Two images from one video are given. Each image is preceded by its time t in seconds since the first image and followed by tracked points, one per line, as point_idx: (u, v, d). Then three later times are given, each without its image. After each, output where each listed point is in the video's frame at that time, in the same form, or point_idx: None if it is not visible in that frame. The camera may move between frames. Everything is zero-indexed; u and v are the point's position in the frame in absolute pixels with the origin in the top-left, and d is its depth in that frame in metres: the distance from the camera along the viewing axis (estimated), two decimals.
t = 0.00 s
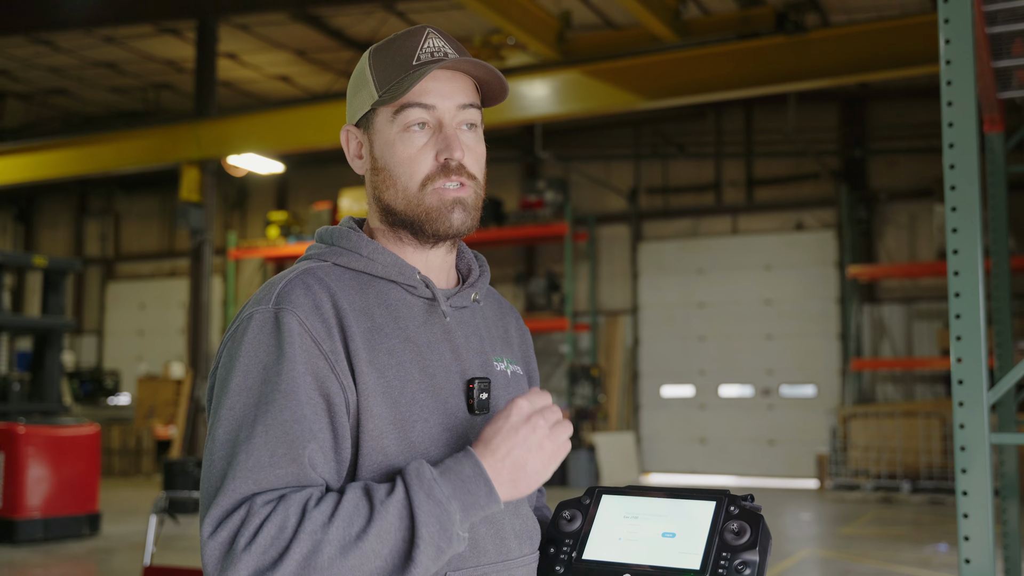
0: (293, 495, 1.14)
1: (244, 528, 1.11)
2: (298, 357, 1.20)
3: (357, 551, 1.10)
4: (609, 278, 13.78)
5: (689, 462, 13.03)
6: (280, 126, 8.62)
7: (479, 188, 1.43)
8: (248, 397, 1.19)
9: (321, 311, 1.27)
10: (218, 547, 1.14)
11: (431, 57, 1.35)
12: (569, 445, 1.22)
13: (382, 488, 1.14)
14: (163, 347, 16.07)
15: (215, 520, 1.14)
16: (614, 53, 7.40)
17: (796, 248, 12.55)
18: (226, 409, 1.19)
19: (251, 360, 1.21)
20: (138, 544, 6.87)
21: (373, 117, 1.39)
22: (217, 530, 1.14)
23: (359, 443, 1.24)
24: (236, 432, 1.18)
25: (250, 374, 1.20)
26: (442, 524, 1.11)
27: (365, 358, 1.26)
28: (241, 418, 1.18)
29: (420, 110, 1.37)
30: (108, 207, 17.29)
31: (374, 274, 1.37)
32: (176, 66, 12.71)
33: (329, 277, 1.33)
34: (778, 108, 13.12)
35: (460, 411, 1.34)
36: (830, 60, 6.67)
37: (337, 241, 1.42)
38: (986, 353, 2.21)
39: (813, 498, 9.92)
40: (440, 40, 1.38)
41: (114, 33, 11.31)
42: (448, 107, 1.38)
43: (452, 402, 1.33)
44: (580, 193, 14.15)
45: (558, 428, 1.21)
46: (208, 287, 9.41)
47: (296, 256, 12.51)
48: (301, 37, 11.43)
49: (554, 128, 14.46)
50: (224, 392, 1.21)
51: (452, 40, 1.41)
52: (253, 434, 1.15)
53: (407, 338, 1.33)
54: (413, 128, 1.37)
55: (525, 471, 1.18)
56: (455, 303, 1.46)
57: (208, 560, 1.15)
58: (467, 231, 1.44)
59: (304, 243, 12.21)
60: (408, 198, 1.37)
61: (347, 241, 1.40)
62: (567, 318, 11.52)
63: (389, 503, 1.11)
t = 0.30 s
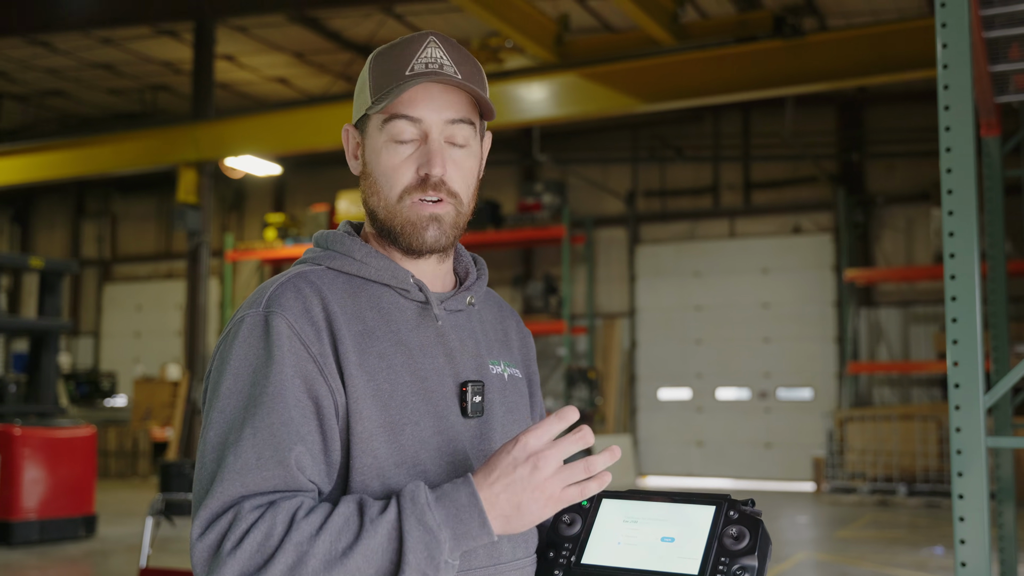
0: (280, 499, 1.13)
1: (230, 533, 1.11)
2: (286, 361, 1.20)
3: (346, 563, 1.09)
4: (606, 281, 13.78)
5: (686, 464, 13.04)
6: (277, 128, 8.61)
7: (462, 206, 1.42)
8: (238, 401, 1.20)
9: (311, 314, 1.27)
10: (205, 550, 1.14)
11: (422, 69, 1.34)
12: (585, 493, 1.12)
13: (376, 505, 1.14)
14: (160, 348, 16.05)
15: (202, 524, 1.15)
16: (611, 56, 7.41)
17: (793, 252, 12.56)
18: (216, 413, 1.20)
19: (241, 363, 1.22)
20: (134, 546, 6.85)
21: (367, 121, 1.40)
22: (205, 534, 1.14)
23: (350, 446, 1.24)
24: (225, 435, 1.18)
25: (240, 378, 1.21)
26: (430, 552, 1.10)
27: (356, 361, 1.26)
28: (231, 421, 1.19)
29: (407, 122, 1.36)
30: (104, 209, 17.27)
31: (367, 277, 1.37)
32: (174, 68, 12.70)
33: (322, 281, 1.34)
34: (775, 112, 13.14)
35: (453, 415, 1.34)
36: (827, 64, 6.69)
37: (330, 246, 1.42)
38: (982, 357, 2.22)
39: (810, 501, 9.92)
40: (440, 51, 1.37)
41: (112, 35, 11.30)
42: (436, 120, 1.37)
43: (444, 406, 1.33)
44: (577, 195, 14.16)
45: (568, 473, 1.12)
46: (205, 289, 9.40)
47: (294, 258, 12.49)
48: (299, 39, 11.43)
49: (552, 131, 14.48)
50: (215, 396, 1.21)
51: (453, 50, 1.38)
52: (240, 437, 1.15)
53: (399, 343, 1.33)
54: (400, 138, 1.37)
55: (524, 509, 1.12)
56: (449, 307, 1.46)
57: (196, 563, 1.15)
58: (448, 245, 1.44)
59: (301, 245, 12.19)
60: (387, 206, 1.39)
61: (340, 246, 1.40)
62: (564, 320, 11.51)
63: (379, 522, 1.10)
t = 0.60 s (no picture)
0: (268, 514, 1.13)
1: (216, 548, 1.11)
2: (274, 369, 1.20)
3: None
4: (603, 285, 13.79)
5: (683, 468, 13.04)
6: (273, 130, 8.60)
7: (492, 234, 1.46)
8: (226, 410, 1.21)
9: (301, 323, 1.28)
10: (194, 560, 1.14)
11: (483, 104, 1.37)
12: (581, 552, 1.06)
13: (366, 538, 1.11)
14: (156, 352, 16.03)
15: (191, 536, 1.15)
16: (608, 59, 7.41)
17: (789, 255, 12.58)
18: (206, 423, 1.21)
19: (231, 372, 1.23)
20: (129, 550, 6.83)
21: (411, 146, 1.37)
22: (193, 545, 1.15)
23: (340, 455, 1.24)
24: (214, 444, 1.19)
25: (230, 387, 1.22)
26: None
27: (346, 367, 1.27)
28: (220, 431, 1.20)
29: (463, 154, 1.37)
30: (100, 211, 17.24)
31: (359, 283, 1.38)
32: (171, 71, 12.69)
33: (313, 288, 1.34)
34: (771, 115, 13.16)
35: (446, 419, 1.34)
36: (823, 67, 6.70)
37: (323, 251, 1.42)
38: (978, 361, 2.22)
39: (806, 504, 9.92)
40: (490, 83, 1.40)
41: (108, 37, 11.30)
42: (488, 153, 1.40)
43: (437, 412, 1.33)
44: (574, 198, 14.17)
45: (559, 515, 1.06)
46: (201, 292, 9.38)
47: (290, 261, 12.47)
48: (295, 42, 11.42)
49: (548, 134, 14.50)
50: (206, 406, 1.22)
51: (496, 80, 1.42)
52: (229, 445, 1.16)
53: (391, 349, 1.33)
54: (452, 170, 1.37)
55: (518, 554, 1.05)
56: (443, 311, 1.46)
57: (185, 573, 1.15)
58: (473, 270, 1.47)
59: (298, 248, 12.18)
60: (431, 237, 1.38)
61: (332, 252, 1.41)
62: (560, 323, 11.50)
63: (363, 559, 1.08)
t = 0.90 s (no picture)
0: (270, 527, 1.15)
1: (217, 558, 1.13)
2: (277, 375, 1.21)
3: None
4: (601, 285, 13.78)
5: (682, 469, 13.04)
6: (271, 131, 8.60)
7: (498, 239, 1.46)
8: (230, 413, 1.21)
9: (305, 326, 1.27)
10: (194, 566, 1.15)
11: (491, 107, 1.37)
12: None
13: (371, 565, 1.15)
14: (154, 352, 16.02)
15: (192, 543, 1.16)
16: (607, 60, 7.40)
17: (787, 256, 12.59)
18: (207, 427, 1.21)
19: (233, 375, 1.22)
20: (128, 551, 6.82)
21: (416, 150, 1.37)
22: (194, 552, 1.15)
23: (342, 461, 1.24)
24: (216, 448, 1.20)
25: (232, 391, 1.22)
26: None
27: (349, 372, 1.27)
28: (222, 436, 1.20)
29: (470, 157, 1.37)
30: (99, 212, 17.23)
31: (362, 285, 1.37)
32: (169, 72, 12.68)
33: (317, 289, 1.33)
34: (770, 116, 13.17)
35: (448, 424, 1.34)
36: (822, 68, 6.70)
37: (326, 251, 1.42)
38: (977, 362, 2.22)
39: (805, 505, 9.92)
40: (501, 85, 1.41)
41: (107, 38, 11.30)
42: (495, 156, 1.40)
43: (440, 416, 1.33)
44: (572, 199, 14.17)
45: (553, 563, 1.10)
46: (200, 293, 9.37)
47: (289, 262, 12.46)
48: (294, 43, 11.42)
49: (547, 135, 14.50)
50: (207, 408, 1.22)
51: (505, 83, 1.43)
52: (232, 452, 1.16)
53: (394, 353, 1.33)
54: (458, 172, 1.37)
55: None
56: (446, 313, 1.45)
57: None
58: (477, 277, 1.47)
59: (296, 249, 12.16)
60: (435, 241, 1.38)
61: (336, 252, 1.40)
62: (559, 324, 11.50)
63: None
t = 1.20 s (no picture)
0: (274, 527, 1.16)
1: (221, 555, 1.13)
2: (282, 370, 1.21)
3: None
4: (601, 283, 13.79)
5: (681, 467, 13.05)
6: (271, 128, 8.59)
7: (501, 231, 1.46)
8: (232, 407, 1.21)
9: (310, 321, 1.27)
10: (194, 560, 1.15)
11: (491, 96, 1.38)
12: None
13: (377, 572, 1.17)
14: (154, 350, 16.02)
15: (192, 536, 1.16)
16: (607, 58, 7.40)
17: (787, 254, 12.60)
18: (209, 421, 1.21)
19: (236, 369, 1.22)
20: (128, 548, 6.82)
21: (417, 141, 1.37)
22: (195, 546, 1.15)
23: (345, 457, 1.25)
24: (219, 442, 1.20)
25: (235, 384, 1.22)
26: None
27: (353, 368, 1.27)
28: (224, 430, 1.20)
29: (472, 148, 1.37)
30: (99, 210, 17.23)
31: (367, 280, 1.37)
32: (169, 69, 12.68)
33: (321, 285, 1.33)
34: (770, 114, 13.17)
35: (451, 421, 1.34)
36: (822, 66, 6.70)
37: (329, 246, 1.42)
38: (977, 360, 2.22)
39: (804, 503, 9.93)
40: (499, 76, 1.41)
41: (106, 36, 11.29)
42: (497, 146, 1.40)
43: (443, 412, 1.34)
44: (572, 197, 14.18)
45: None
46: (199, 290, 9.38)
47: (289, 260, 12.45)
48: (294, 41, 11.42)
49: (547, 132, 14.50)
50: (210, 402, 1.22)
51: (504, 74, 1.43)
52: (236, 447, 1.17)
53: (398, 348, 1.34)
54: (460, 164, 1.37)
55: None
56: (449, 310, 1.45)
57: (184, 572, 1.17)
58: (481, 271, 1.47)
59: (296, 246, 12.16)
60: (438, 233, 1.38)
61: (339, 247, 1.40)
62: (559, 322, 11.49)
63: None
